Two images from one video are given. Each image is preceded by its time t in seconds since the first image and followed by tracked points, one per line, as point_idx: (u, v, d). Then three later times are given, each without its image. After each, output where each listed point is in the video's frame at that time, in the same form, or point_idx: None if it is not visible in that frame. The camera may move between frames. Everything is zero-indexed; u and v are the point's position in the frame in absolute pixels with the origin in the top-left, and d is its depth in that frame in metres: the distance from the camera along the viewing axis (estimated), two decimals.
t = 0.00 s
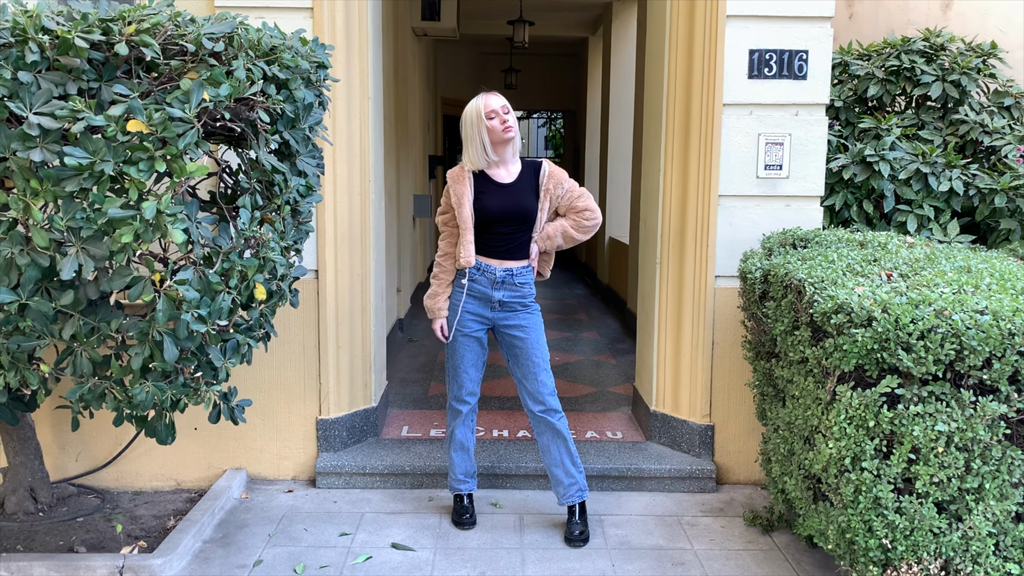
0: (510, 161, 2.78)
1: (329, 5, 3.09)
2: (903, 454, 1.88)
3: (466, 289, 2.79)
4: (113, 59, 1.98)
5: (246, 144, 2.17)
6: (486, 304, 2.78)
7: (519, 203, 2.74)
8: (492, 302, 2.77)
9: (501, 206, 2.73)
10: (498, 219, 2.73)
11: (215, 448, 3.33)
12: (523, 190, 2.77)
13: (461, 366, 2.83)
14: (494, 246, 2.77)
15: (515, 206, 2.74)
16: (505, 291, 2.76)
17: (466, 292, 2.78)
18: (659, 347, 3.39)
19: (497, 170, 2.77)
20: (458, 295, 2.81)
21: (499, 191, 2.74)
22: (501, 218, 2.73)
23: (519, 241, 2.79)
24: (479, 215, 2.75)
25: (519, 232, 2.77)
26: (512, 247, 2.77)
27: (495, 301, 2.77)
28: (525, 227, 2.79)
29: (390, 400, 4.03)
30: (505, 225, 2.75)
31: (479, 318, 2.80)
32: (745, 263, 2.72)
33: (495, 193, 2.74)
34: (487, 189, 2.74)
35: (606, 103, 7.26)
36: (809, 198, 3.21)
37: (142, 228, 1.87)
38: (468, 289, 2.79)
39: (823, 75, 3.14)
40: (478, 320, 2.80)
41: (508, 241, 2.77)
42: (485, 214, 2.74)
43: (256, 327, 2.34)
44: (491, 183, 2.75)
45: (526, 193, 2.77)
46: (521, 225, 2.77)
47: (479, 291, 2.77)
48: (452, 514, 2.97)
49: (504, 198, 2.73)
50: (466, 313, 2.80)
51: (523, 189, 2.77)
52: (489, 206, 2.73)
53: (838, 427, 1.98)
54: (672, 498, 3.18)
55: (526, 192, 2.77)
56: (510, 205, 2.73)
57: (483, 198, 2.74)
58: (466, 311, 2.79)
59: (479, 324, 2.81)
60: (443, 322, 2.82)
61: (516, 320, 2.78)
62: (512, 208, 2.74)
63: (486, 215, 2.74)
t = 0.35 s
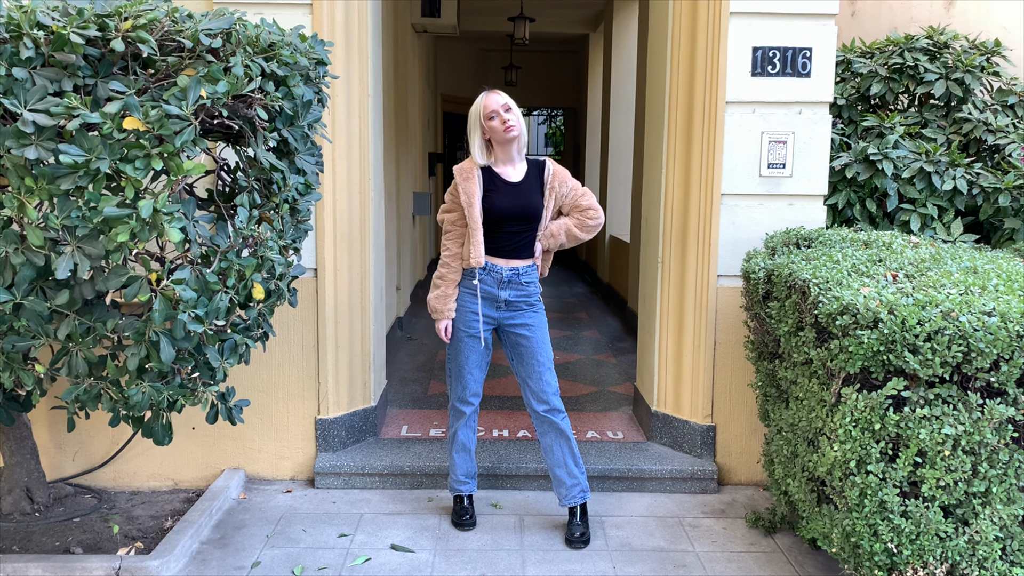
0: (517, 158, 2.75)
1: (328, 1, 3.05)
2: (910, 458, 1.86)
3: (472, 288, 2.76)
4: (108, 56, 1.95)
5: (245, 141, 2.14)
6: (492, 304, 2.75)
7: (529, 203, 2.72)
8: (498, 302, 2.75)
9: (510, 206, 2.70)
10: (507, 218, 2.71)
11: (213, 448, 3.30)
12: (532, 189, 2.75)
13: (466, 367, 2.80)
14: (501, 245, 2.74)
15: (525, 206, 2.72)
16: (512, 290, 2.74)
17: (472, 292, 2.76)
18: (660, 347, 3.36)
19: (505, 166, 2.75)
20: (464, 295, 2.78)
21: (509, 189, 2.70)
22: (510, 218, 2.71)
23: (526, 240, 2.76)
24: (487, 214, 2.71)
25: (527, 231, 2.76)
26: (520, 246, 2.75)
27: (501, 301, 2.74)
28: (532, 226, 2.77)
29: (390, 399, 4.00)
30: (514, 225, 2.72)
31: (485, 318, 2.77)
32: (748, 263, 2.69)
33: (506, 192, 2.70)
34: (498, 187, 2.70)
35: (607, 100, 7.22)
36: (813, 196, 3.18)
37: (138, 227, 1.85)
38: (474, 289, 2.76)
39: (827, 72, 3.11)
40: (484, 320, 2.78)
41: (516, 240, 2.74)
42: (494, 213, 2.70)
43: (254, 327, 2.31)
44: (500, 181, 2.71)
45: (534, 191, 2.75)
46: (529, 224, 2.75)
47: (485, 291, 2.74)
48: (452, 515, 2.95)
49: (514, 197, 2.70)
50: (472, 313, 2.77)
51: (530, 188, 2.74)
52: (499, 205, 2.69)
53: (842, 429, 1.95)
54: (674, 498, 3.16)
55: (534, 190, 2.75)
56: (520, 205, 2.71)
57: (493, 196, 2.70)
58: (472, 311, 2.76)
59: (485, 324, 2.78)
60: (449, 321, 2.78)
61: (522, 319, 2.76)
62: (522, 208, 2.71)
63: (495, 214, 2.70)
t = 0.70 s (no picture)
0: (512, 156, 2.68)
1: None
2: (922, 465, 1.78)
3: (468, 290, 2.67)
4: (85, 50, 1.86)
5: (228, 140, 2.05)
6: (490, 306, 2.67)
7: (524, 199, 2.65)
8: (495, 303, 2.67)
9: (506, 203, 2.62)
10: (503, 216, 2.62)
11: (202, 454, 3.22)
12: (527, 185, 2.67)
13: (463, 371, 2.72)
14: (497, 243, 2.65)
15: (521, 203, 2.64)
16: (509, 290, 2.66)
17: (467, 293, 2.67)
18: (660, 348, 3.29)
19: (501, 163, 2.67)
20: (460, 297, 2.69)
21: (504, 186, 2.63)
22: (505, 215, 2.62)
23: (522, 239, 2.69)
24: (483, 211, 2.62)
25: (523, 229, 2.68)
26: (517, 245, 2.68)
27: (499, 302, 2.66)
28: (528, 223, 2.69)
29: (384, 402, 3.92)
30: (510, 222, 2.64)
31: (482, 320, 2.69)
32: (750, 262, 2.62)
33: (501, 189, 2.62)
34: (492, 183, 2.62)
35: (603, 95, 7.14)
36: (815, 193, 3.10)
37: (115, 229, 1.76)
38: (470, 290, 2.67)
39: (829, 65, 3.03)
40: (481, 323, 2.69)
41: (512, 237, 2.66)
42: (490, 210, 2.61)
43: (240, 332, 2.22)
44: (495, 177, 2.63)
45: (530, 186, 2.68)
46: (525, 222, 2.67)
47: (482, 292, 2.66)
48: (447, 521, 2.87)
49: (510, 194, 2.62)
50: (469, 317, 2.68)
51: (525, 184, 2.67)
52: (494, 202, 2.61)
53: (851, 436, 1.88)
54: (674, 503, 3.09)
55: (529, 187, 2.68)
56: (515, 202, 2.63)
57: (488, 193, 2.61)
58: (469, 314, 2.67)
59: (481, 326, 2.69)
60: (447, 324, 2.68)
61: (520, 321, 2.69)
62: (518, 205, 2.63)
63: (491, 211, 2.61)
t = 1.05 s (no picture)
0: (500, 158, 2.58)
1: None
2: (958, 484, 1.66)
3: (466, 299, 2.52)
4: (46, 50, 1.68)
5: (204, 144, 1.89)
6: (489, 315, 2.53)
7: (518, 197, 2.52)
8: (495, 311, 2.53)
9: (499, 201, 2.49)
10: (497, 215, 2.49)
11: (188, 473, 3.07)
12: (519, 183, 2.56)
13: (462, 386, 2.58)
14: (492, 243, 2.51)
15: (514, 200, 2.51)
16: (508, 297, 2.52)
17: (465, 303, 2.52)
18: (665, 354, 3.16)
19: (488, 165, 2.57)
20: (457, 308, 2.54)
21: (495, 183, 2.51)
22: (500, 214, 2.49)
23: (519, 239, 2.55)
24: (477, 211, 2.48)
25: (519, 228, 2.54)
26: (514, 246, 2.53)
27: (498, 310, 2.52)
28: (523, 223, 2.56)
29: (379, 412, 3.78)
30: (504, 221, 2.51)
31: (481, 331, 2.55)
32: (761, 265, 2.49)
33: (493, 186, 2.50)
34: (483, 181, 2.50)
35: (598, 92, 7.00)
36: (825, 190, 2.97)
37: (82, 244, 1.61)
38: (467, 299, 2.52)
39: (838, 57, 2.90)
40: (480, 333, 2.55)
41: (507, 238, 2.52)
42: (483, 208, 2.48)
43: (222, 349, 2.06)
44: (486, 174, 2.51)
45: (521, 183, 2.57)
46: (520, 221, 2.55)
47: (480, 300, 2.52)
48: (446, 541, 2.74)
49: (502, 191, 2.50)
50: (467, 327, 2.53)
51: (517, 183, 2.56)
52: (487, 199, 2.48)
53: (880, 452, 1.76)
54: (683, 516, 2.96)
55: (521, 186, 2.56)
56: (509, 200, 2.50)
57: (481, 190, 2.49)
58: (467, 325, 2.52)
59: (480, 337, 2.55)
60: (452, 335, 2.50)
61: (520, 330, 2.55)
62: (512, 203, 2.51)
63: (484, 211, 2.48)
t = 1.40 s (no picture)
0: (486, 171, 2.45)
1: None
2: (1004, 514, 1.52)
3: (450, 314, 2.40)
4: (2, 57, 1.50)
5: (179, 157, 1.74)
6: (474, 331, 2.40)
7: (506, 208, 2.40)
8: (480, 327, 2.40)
9: (487, 212, 2.36)
10: (485, 226, 2.36)
11: (173, 499, 2.90)
12: (507, 193, 2.43)
13: (449, 404, 2.45)
14: (481, 256, 2.38)
15: (503, 211, 2.38)
16: (494, 312, 2.40)
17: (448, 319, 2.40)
18: (672, 364, 3.03)
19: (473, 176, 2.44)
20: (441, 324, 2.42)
21: (483, 193, 2.38)
22: (488, 225, 2.36)
23: (508, 252, 2.42)
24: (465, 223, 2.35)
25: (508, 240, 2.41)
26: (505, 258, 2.41)
27: (483, 325, 2.40)
28: (513, 234, 2.43)
29: (373, 428, 3.64)
30: (493, 233, 2.38)
31: (467, 348, 2.42)
32: (776, 273, 2.35)
33: (480, 196, 2.37)
34: (469, 192, 2.37)
35: (591, 90, 6.87)
36: (836, 191, 2.84)
37: (44, 269, 1.44)
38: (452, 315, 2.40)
39: (848, 52, 2.77)
40: (466, 350, 2.42)
41: (497, 250, 2.39)
42: (471, 220, 2.35)
43: (203, 376, 1.88)
44: (472, 185, 2.39)
45: (510, 193, 2.44)
46: (509, 233, 2.42)
47: (465, 316, 2.39)
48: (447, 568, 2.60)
49: (490, 202, 2.37)
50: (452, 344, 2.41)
51: (506, 192, 2.43)
52: (475, 210, 2.35)
53: (918, 479, 1.63)
54: (694, 534, 2.83)
55: (510, 195, 2.44)
56: (497, 210, 2.38)
57: (468, 202, 2.36)
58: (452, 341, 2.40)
59: (467, 354, 2.42)
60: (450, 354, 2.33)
61: (508, 346, 2.42)
62: (501, 213, 2.38)
63: (472, 222, 2.35)
